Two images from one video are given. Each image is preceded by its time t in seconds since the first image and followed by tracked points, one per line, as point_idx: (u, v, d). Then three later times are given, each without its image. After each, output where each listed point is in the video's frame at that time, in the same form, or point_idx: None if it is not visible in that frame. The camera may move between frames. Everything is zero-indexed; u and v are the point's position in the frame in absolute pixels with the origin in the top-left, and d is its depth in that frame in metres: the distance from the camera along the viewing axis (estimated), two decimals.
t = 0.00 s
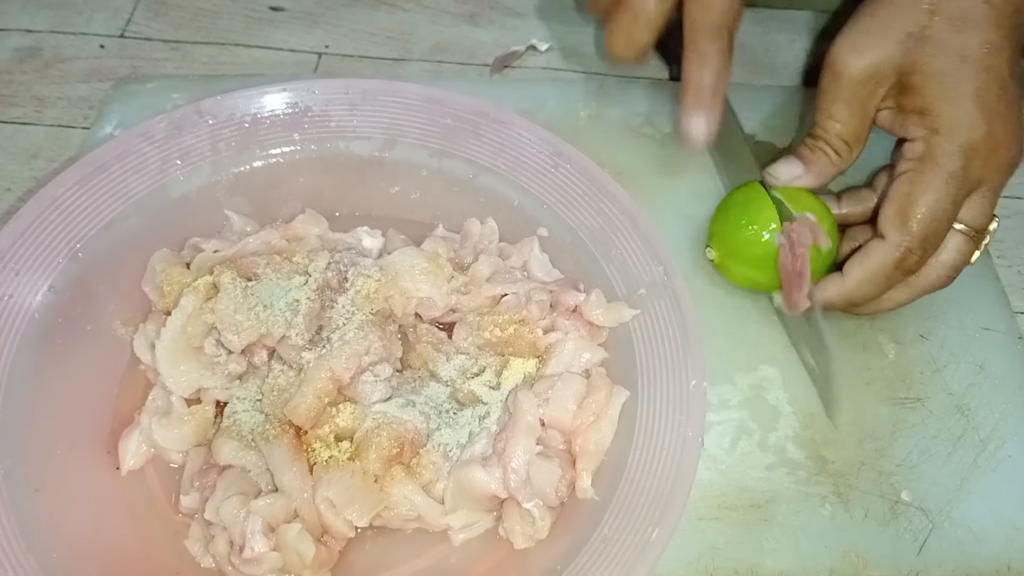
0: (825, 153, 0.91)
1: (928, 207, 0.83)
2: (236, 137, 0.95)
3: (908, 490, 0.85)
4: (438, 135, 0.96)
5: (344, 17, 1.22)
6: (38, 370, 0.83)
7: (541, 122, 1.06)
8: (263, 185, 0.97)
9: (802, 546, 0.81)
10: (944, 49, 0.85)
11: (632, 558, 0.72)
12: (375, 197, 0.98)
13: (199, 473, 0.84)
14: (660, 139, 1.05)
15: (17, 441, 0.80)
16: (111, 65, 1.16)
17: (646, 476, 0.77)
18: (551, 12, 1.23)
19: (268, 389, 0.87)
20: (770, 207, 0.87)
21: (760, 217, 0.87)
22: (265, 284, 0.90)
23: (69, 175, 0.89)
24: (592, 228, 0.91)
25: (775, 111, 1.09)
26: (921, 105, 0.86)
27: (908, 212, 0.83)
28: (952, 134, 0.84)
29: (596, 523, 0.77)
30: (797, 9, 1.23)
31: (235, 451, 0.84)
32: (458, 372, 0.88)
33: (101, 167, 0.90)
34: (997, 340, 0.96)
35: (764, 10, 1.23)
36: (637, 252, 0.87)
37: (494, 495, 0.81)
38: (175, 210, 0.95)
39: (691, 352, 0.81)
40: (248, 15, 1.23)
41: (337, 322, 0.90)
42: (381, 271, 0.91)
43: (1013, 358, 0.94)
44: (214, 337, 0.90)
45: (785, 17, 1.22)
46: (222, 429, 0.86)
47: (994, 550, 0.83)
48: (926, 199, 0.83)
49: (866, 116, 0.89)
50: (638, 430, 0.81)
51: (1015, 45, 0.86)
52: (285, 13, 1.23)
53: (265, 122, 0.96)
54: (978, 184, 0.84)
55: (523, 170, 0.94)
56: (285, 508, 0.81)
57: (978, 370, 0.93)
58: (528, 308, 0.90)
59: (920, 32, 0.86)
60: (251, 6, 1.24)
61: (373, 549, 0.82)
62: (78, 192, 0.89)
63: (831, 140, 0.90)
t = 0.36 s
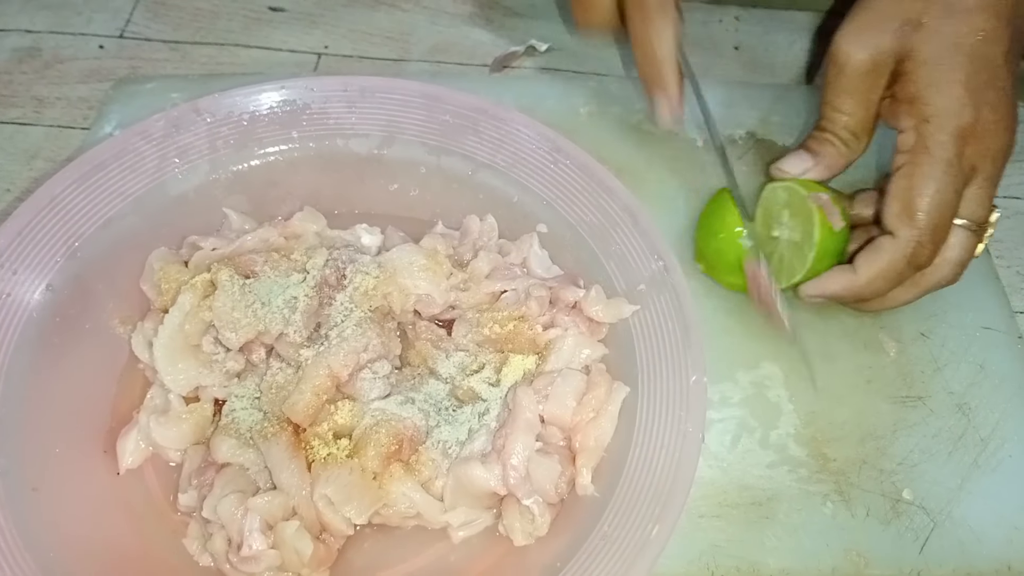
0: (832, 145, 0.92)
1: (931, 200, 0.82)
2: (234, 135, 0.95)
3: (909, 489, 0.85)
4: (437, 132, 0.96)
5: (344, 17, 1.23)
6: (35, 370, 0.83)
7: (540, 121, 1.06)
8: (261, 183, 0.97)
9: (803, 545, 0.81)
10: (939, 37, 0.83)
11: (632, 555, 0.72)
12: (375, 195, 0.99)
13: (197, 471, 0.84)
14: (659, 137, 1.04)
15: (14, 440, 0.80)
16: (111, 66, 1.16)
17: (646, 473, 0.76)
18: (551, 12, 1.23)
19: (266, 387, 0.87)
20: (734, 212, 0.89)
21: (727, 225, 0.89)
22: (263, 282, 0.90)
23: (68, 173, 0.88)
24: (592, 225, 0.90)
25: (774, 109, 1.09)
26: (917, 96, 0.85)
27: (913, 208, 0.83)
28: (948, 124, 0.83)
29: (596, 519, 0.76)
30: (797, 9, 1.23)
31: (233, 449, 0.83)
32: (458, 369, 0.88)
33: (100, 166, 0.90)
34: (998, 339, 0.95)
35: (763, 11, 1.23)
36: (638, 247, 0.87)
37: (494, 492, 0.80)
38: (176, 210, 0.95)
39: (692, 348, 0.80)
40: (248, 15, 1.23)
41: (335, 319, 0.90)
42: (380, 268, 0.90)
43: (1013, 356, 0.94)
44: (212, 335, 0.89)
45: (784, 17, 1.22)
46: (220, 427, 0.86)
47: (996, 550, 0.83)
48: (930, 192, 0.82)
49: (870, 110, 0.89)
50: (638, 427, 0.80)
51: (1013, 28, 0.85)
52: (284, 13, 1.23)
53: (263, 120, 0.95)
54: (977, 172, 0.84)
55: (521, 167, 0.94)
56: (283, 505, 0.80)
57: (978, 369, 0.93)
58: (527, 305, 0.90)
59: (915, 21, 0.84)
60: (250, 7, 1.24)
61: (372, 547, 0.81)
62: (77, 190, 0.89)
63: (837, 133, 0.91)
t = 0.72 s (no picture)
0: (975, 72, 0.90)
1: None
2: (235, 132, 0.95)
3: (912, 487, 0.85)
4: (439, 129, 0.96)
5: (345, 16, 1.23)
6: (36, 367, 0.83)
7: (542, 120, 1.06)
8: (263, 181, 0.98)
9: (806, 543, 0.81)
10: None
11: (635, 552, 0.71)
12: (377, 193, 0.99)
13: (199, 468, 0.84)
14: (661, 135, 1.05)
15: (16, 437, 0.79)
16: (112, 65, 1.16)
17: (649, 469, 0.76)
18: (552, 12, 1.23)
19: (269, 384, 0.87)
20: (894, 162, 0.84)
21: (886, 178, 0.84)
22: (266, 279, 0.90)
23: (70, 171, 0.88)
24: (594, 222, 0.90)
25: (775, 108, 1.10)
26: None
27: None
28: None
29: (599, 516, 0.76)
30: (798, 8, 1.23)
31: (235, 446, 0.83)
32: (460, 366, 0.88)
33: (101, 163, 0.90)
34: (1001, 338, 0.95)
35: (765, 10, 1.23)
36: (640, 244, 0.87)
37: (496, 489, 0.80)
38: (177, 208, 0.95)
39: (694, 344, 0.80)
40: (249, 14, 1.23)
41: (337, 316, 0.90)
42: (382, 265, 0.91)
43: (1015, 355, 0.94)
44: (213, 333, 0.89)
45: (786, 16, 1.22)
46: (222, 424, 0.86)
47: (999, 548, 0.82)
48: None
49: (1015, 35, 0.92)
50: (641, 423, 0.80)
51: None
52: (286, 12, 1.23)
53: (264, 118, 0.95)
54: None
55: (524, 163, 0.94)
56: (286, 502, 0.81)
57: (981, 367, 0.93)
58: (530, 301, 0.90)
59: None
60: (251, 6, 1.24)
61: (374, 544, 0.81)
62: (78, 188, 0.88)
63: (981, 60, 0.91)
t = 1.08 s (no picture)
0: None
1: None
2: (234, 128, 0.95)
3: (911, 482, 0.85)
4: (437, 125, 0.96)
5: (345, 12, 1.23)
6: (35, 364, 0.83)
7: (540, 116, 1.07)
8: (262, 177, 0.98)
9: (804, 538, 0.81)
10: None
11: (633, 546, 0.71)
12: (376, 189, 0.99)
13: (198, 464, 0.84)
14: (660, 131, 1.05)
15: (16, 433, 0.79)
16: (112, 61, 1.16)
17: (647, 464, 0.76)
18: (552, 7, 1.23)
19: (267, 380, 0.87)
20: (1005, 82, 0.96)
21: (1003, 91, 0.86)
22: (264, 275, 0.90)
23: (69, 167, 0.88)
24: (592, 217, 0.91)
25: (774, 105, 1.10)
26: None
27: None
28: None
29: (597, 511, 0.76)
30: (798, 4, 1.23)
31: (234, 442, 0.83)
32: (458, 362, 0.88)
33: (100, 159, 0.90)
34: (1000, 333, 0.95)
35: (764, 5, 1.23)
36: (637, 240, 0.87)
37: (494, 484, 0.80)
38: (176, 204, 0.95)
39: (693, 338, 0.80)
40: (248, 11, 1.23)
41: (336, 312, 0.90)
42: (380, 261, 0.91)
43: (1014, 350, 0.94)
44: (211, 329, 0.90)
45: (786, 11, 1.22)
46: (221, 420, 0.86)
47: (997, 543, 0.82)
48: None
49: None
50: (639, 418, 0.80)
51: None
52: (285, 9, 1.23)
53: (263, 114, 0.95)
54: None
55: (522, 159, 0.94)
56: (284, 497, 0.81)
57: (980, 363, 0.93)
58: (528, 297, 0.90)
59: None
60: (250, 3, 1.24)
61: (373, 539, 0.81)
62: (78, 184, 0.88)
63: None
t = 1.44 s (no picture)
0: None
1: None
2: (235, 128, 0.95)
3: (911, 480, 0.85)
4: (438, 125, 0.96)
5: (345, 12, 1.23)
6: (37, 364, 0.83)
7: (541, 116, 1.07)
8: (263, 177, 0.98)
9: (805, 536, 0.81)
10: None
11: (634, 545, 0.71)
12: (376, 189, 0.99)
13: (199, 463, 0.84)
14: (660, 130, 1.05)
15: (17, 434, 0.80)
16: (112, 61, 1.16)
17: (647, 463, 0.76)
18: (552, 6, 1.23)
19: (269, 379, 0.87)
20: None
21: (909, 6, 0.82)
22: (265, 275, 0.91)
23: (70, 167, 0.88)
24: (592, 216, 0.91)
25: (774, 104, 1.10)
26: None
27: None
28: None
29: (598, 510, 0.76)
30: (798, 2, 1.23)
31: (236, 441, 0.84)
32: (459, 361, 0.88)
33: (101, 160, 0.90)
34: (1001, 331, 0.95)
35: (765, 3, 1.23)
36: (638, 239, 0.87)
37: (496, 483, 0.81)
38: (177, 204, 0.95)
39: (693, 337, 0.81)
40: (249, 10, 1.23)
41: (337, 311, 0.90)
42: (381, 261, 0.91)
43: (1015, 348, 0.94)
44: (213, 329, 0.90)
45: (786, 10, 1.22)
46: (223, 419, 0.86)
47: (998, 541, 0.82)
48: None
49: None
50: (639, 418, 0.80)
51: None
52: (286, 9, 1.23)
53: (264, 113, 0.96)
54: None
55: (522, 159, 0.94)
56: (285, 497, 0.81)
57: (981, 361, 0.93)
58: (528, 297, 0.90)
59: None
60: (251, 2, 1.24)
61: (374, 538, 0.81)
62: (79, 184, 0.89)
63: None
